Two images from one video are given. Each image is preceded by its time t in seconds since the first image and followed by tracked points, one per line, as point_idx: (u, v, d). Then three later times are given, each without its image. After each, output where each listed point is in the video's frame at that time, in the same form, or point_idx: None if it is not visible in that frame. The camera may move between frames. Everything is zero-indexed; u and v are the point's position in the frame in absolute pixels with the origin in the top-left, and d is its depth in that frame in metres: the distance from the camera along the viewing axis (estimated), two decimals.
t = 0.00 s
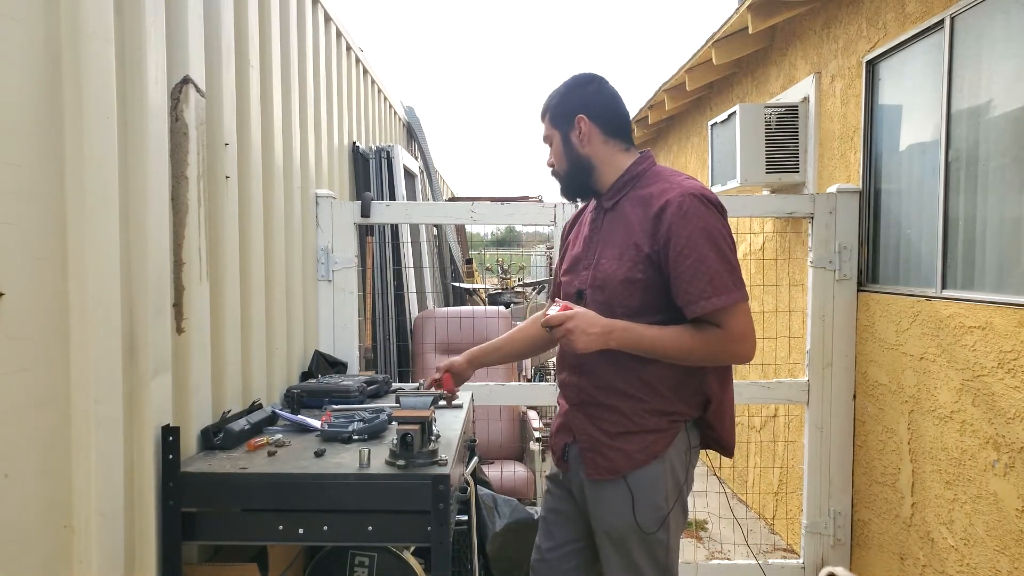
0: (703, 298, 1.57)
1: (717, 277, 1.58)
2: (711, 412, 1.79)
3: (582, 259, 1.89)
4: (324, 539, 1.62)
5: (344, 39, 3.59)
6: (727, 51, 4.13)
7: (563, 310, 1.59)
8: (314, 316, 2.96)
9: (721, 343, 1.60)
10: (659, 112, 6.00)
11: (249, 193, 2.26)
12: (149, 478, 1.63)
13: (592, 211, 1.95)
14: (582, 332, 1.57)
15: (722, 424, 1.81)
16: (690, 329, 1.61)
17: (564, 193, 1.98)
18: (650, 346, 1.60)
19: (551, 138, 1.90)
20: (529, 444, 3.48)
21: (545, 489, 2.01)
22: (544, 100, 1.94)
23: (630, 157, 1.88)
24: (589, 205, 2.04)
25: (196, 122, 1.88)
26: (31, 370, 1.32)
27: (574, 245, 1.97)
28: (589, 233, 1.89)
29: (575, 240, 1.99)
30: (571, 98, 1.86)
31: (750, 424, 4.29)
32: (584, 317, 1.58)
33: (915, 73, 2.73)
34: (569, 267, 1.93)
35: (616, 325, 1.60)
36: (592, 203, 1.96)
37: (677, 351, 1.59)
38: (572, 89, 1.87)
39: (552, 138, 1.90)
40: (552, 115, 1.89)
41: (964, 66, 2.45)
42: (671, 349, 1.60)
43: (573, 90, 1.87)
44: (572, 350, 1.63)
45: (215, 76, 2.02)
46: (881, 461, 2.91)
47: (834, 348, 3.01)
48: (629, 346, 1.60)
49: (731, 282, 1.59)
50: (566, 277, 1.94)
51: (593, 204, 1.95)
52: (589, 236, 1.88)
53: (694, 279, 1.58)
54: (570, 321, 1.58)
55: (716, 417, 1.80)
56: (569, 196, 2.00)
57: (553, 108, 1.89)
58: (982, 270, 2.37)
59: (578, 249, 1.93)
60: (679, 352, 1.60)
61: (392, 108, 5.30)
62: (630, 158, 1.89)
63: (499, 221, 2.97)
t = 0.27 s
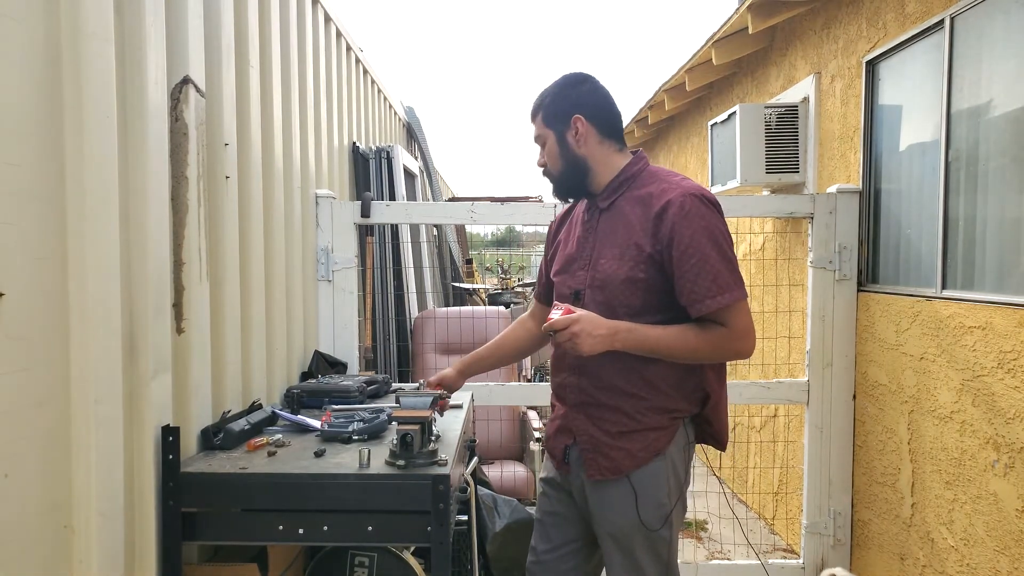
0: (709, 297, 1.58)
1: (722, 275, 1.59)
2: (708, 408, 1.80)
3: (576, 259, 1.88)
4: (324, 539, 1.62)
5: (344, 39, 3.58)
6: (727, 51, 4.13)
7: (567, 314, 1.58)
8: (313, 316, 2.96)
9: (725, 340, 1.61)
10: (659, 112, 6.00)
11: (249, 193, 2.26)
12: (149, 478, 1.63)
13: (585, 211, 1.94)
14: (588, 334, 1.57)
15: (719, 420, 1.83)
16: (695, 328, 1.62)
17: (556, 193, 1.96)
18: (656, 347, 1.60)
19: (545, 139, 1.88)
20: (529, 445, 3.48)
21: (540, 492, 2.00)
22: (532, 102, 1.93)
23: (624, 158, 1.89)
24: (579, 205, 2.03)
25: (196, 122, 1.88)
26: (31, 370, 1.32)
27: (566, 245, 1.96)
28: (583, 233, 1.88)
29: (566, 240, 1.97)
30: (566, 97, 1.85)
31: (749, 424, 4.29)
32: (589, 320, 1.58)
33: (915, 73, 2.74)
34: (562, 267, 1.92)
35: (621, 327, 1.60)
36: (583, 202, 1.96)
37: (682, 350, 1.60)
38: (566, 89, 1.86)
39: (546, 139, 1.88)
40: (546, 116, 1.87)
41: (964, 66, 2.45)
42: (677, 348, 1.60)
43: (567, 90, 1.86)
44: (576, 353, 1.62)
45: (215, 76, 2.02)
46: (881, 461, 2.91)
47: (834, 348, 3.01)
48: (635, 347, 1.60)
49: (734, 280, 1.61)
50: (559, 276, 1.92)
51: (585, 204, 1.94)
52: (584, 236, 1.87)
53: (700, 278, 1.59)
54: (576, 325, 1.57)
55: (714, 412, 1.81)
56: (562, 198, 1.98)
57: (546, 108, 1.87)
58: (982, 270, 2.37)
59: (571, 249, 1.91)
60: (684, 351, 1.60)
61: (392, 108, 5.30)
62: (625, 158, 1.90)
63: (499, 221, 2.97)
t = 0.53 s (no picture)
0: (705, 299, 1.59)
1: (719, 277, 1.59)
2: (701, 407, 1.81)
3: (572, 259, 1.87)
4: (324, 539, 1.62)
5: (344, 40, 3.59)
6: (727, 51, 4.13)
7: (564, 314, 1.58)
8: (313, 316, 2.96)
9: (720, 343, 1.61)
10: (659, 112, 6.00)
11: (249, 193, 2.26)
12: (149, 478, 1.63)
13: (581, 211, 1.94)
14: (585, 334, 1.57)
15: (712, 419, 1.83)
16: (690, 329, 1.62)
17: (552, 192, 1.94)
18: (651, 348, 1.60)
19: (544, 137, 1.86)
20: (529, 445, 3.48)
21: (535, 492, 2.00)
22: (531, 100, 1.91)
23: (622, 159, 1.89)
24: (574, 205, 2.03)
25: (196, 123, 1.88)
26: (31, 370, 1.32)
27: (562, 244, 1.95)
28: (580, 233, 1.88)
29: (562, 240, 1.97)
30: (566, 96, 1.84)
31: (749, 424, 4.29)
32: (586, 321, 1.58)
33: (915, 73, 2.74)
34: (557, 267, 1.91)
35: (617, 327, 1.60)
36: (580, 203, 1.95)
37: (678, 350, 1.60)
38: (566, 88, 1.85)
39: (546, 137, 1.86)
40: (545, 114, 1.85)
41: (964, 66, 2.45)
42: (672, 349, 1.60)
43: (567, 89, 1.85)
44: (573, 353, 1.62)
45: (215, 76, 2.02)
46: (881, 461, 2.91)
47: (834, 348, 3.01)
48: (631, 348, 1.60)
49: (731, 283, 1.61)
50: (555, 276, 1.92)
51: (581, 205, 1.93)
52: (580, 236, 1.87)
53: (697, 280, 1.59)
54: (573, 325, 1.57)
55: (706, 411, 1.81)
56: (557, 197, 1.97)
57: (546, 106, 1.85)
58: (982, 270, 2.37)
59: (566, 249, 1.91)
60: (679, 352, 1.61)
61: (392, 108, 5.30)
62: (622, 159, 1.90)
63: (499, 222, 2.96)
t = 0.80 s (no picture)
0: (699, 297, 1.58)
1: (712, 276, 1.59)
2: (699, 406, 1.81)
3: (570, 259, 1.88)
4: (324, 540, 1.62)
5: (344, 40, 3.59)
6: (727, 51, 4.13)
7: (559, 317, 1.58)
8: (314, 316, 2.96)
9: (715, 342, 1.61)
10: (659, 112, 6.00)
11: (249, 193, 2.26)
12: (150, 478, 1.63)
13: (580, 212, 1.94)
14: (580, 336, 1.57)
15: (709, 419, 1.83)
16: (685, 329, 1.62)
17: (555, 180, 1.90)
18: (646, 348, 1.60)
19: (564, 122, 1.82)
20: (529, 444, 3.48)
21: (537, 494, 2.00)
22: (549, 85, 1.87)
23: (622, 158, 1.89)
24: (574, 205, 2.04)
25: (196, 123, 1.88)
26: (31, 370, 1.32)
27: (560, 245, 1.96)
28: (578, 233, 1.88)
29: (560, 240, 1.97)
30: (592, 88, 1.84)
31: (749, 424, 4.29)
32: (581, 323, 1.58)
33: (915, 73, 2.74)
34: (556, 267, 1.92)
35: (613, 328, 1.60)
36: (580, 202, 1.96)
37: (674, 350, 1.60)
38: (586, 80, 1.84)
39: (566, 122, 1.82)
40: (568, 100, 1.82)
41: (964, 66, 2.45)
42: (668, 349, 1.60)
43: (590, 81, 1.85)
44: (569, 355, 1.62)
45: (215, 76, 2.02)
46: (881, 461, 2.91)
47: (834, 348, 3.01)
48: (627, 348, 1.60)
49: (724, 282, 1.61)
50: (553, 276, 1.93)
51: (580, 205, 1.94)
52: (578, 237, 1.87)
53: (690, 280, 1.59)
54: (568, 327, 1.57)
55: (704, 411, 1.82)
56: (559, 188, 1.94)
57: (569, 93, 1.82)
58: (982, 270, 2.37)
59: (565, 249, 1.91)
60: (675, 352, 1.60)
61: (392, 108, 5.31)
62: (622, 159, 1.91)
63: (499, 222, 2.96)
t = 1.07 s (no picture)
0: (699, 293, 1.58)
1: (712, 272, 1.59)
2: (699, 405, 1.81)
3: (570, 257, 1.87)
4: (324, 541, 1.61)
5: (344, 39, 3.58)
6: (727, 51, 4.13)
7: (558, 313, 1.58)
8: (314, 317, 2.96)
9: (714, 338, 1.61)
10: (659, 112, 5.99)
11: (249, 193, 2.25)
12: (149, 478, 1.62)
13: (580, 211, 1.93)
14: (579, 332, 1.57)
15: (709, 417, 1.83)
16: (684, 326, 1.62)
17: (570, 169, 1.82)
18: (646, 345, 1.60)
19: (598, 112, 1.77)
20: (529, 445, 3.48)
21: (538, 496, 1.99)
22: (582, 70, 1.81)
23: (626, 157, 1.89)
24: (573, 205, 2.03)
25: (196, 123, 1.88)
26: (31, 370, 1.31)
27: (560, 244, 1.95)
28: (578, 232, 1.88)
29: (561, 239, 1.96)
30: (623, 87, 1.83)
31: (749, 425, 4.28)
32: (580, 319, 1.57)
33: (916, 73, 2.73)
34: (556, 266, 1.91)
35: (612, 325, 1.60)
36: (580, 202, 1.95)
37: (674, 347, 1.60)
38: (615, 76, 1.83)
39: (601, 113, 1.78)
40: (606, 92, 1.78)
41: (965, 66, 2.44)
42: (667, 346, 1.60)
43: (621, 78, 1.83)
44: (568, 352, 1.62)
45: (215, 75, 2.02)
46: (882, 462, 2.91)
47: (835, 348, 3.00)
48: (626, 345, 1.60)
49: (724, 277, 1.61)
50: (554, 276, 1.92)
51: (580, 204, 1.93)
52: (578, 235, 1.87)
53: (690, 275, 1.58)
54: (567, 324, 1.56)
55: (705, 409, 1.82)
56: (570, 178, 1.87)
57: (604, 84, 1.78)
58: (982, 270, 2.37)
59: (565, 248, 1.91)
60: (674, 349, 1.60)
61: (392, 108, 5.31)
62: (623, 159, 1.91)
63: (499, 222, 2.96)
